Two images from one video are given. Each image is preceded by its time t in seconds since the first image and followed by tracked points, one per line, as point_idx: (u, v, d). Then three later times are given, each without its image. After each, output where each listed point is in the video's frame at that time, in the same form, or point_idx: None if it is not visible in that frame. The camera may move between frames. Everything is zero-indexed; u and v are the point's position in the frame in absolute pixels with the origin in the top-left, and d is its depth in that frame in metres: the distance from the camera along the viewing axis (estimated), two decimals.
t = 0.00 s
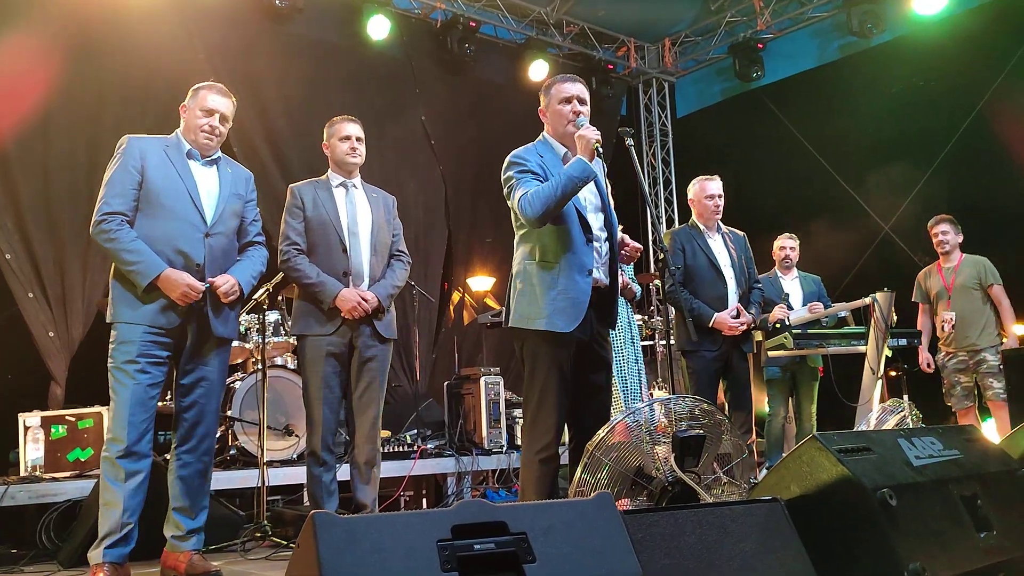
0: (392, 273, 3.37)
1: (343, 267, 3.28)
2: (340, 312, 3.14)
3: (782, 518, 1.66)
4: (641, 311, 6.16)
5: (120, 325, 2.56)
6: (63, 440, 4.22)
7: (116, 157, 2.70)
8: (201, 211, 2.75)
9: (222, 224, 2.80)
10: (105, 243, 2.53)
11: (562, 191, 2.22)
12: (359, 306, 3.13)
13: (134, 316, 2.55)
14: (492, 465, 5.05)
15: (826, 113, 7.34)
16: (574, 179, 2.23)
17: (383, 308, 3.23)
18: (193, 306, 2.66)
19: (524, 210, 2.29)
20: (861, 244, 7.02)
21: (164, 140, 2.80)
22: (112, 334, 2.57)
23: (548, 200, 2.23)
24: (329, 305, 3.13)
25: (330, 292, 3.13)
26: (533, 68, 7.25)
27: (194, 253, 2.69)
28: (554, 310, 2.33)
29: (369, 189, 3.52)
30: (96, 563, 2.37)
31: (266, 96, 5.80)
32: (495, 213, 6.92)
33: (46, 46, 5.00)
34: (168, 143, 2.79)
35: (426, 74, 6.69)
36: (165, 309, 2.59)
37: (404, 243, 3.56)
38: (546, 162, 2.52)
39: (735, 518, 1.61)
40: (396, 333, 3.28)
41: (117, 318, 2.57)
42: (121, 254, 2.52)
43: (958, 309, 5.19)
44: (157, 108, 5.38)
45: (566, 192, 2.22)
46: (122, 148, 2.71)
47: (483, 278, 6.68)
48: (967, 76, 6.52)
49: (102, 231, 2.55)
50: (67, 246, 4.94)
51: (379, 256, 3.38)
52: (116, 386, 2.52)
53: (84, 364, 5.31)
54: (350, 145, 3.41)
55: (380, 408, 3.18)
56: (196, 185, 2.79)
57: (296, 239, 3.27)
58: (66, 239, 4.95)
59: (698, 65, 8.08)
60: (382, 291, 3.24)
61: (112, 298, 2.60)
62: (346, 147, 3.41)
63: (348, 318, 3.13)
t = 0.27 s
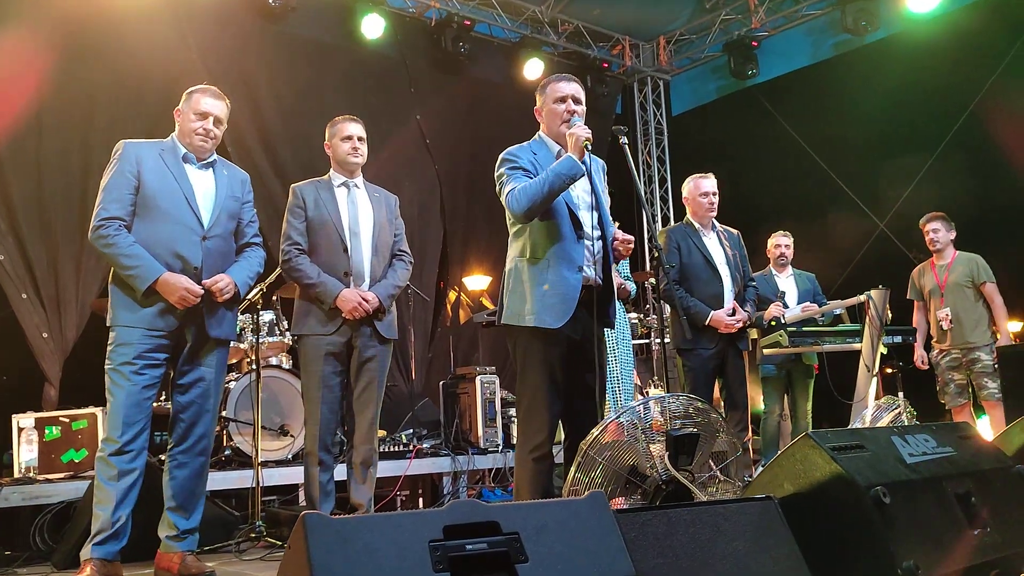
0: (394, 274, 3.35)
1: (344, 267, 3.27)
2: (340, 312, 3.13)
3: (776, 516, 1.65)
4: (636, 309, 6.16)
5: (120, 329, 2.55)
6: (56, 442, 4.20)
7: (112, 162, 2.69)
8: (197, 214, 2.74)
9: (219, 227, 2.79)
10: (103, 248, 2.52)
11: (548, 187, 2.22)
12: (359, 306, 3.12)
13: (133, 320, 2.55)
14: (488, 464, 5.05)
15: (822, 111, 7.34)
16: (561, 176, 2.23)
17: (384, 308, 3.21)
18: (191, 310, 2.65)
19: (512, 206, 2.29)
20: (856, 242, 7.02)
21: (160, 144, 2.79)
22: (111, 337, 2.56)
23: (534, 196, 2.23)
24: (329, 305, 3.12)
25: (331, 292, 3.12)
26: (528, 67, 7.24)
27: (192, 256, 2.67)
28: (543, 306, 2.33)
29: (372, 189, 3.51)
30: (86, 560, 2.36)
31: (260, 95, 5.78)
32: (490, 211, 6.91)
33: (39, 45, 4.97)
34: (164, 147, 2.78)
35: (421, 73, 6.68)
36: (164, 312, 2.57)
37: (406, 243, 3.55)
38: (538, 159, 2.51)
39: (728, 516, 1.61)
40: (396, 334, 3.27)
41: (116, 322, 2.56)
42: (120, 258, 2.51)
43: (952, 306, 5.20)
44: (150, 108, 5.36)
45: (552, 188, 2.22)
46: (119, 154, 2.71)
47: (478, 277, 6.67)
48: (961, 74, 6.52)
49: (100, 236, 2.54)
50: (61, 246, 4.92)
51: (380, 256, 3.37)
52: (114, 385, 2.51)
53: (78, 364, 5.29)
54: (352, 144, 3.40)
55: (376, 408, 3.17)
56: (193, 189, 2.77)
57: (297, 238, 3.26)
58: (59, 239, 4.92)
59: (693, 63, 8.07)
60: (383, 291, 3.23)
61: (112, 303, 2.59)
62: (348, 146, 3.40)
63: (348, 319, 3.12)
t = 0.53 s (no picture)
0: (393, 275, 3.34)
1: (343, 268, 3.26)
2: (338, 314, 3.12)
3: (769, 515, 1.65)
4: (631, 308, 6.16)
5: (117, 329, 2.54)
6: (51, 443, 4.19)
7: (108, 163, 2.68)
8: (194, 214, 2.73)
9: (215, 226, 2.79)
10: (101, 247, 2.51)
11: (542, 183, 2.22)
12: (358, 308, 3.11)
13: (131, 319, 2.54)
14: (484, 464, 5.04)
15: (816, 109, 7.35)
16: (556, 172, 2.22)
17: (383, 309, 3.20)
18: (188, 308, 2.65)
19: (505, 202, 2.29)
20: (851, 240, 7.03)
21: (155, 147, 2.78)
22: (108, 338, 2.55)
23: (529, 192, 2.22)
24: (328, 307, 3.11)
25: (330, 292, 3.11)
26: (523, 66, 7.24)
27: (189, 255, 2.67)
28: (536, 303, 2.33)
29: (373, 190, 3.50)
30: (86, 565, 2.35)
31: (254, 95, 5.77)
32: (485, 211, 6.91)
33: (32, 46, 4.95)
34: (159, 150, 2.77)
35: (415, 73, 6.67)
36: (163, 310, 2.57)
37: (408, 244, 3.54)
38: (531, 158, 2.51)
39: (721, 515, 1.61)
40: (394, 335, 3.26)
41: (113, 321, 2.55)
42: (117, 257, 2.50)
43: (946, 304, 5.22)
44: (144, 108, 5.34)
45: (546, 184, 2.22)
46: (115, 155, 2.70)
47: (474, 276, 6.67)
48: (955, 72, 6.54)
49: (97, 237, 2.53)
50: (54, 247, 4.91)
51: (380, 257, 3.36)
52: (110, 388, 2.49)
53: (72, 366, 5.27)
54: (353, 145, 3.39)
55: (373, 408, 3.17)
56: (189, 190, 2.77)
57: (297, 239, 3.26)
58: (53, 240, 4.91)
59: (687, 62, 8.07)
60: (382, 292, 3.22)
61: (109, 303, 2.58)
62: (348, 147, 3.39)
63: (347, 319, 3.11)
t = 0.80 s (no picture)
0: (388, 274, 3.32)
1: (337, 267, 3.25)
2: (332, 312, 3.11)
3: (763, 512, 1.65)
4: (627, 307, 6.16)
5: (112, 328, 2.53)
6: (45, 444, 4.17)
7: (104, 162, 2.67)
8: (190, 213, 2.72)
9: (210, 226, 2.78)
10: (96, 246, 2.50)
11: (538, 180, 2.21)
12: (352, 306, 3.10)
13: (126, 318, 2.52)
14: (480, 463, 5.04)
15: (811, 108, 7.35)
16: (552, 170, 2.22)
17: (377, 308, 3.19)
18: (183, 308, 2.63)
19: (501, 199, 2.27)
20: (846, 238, 7.04)
21: (150, 147, 2.76)
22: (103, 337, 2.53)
23: (525, 189, 2.21)
24: (321, 305, 3.10)
25: (323, 291, 3.10)
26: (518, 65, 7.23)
27: (185, 254, 2.66)
28: (530, 301, 2.32)
29: (369, 189, 3.49)
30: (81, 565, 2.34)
31: (249, 94, 5.75)
32: (481, 210, 6.90)
33: (25, 45, 4.93)
34: (155, 150, 2.76)
35: (410, 72, 6.66)
36: (158, 309, 2.56)
37: (405, 244, 3.52)
38: (524, 155, 2.50)
39: (715, 513, 1.60)
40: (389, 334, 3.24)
41: (107, 320, 2.54)
42: (113, 256, 2.49)
43: (941, 302, 5.22)
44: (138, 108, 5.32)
45: (544, 181, 2.21)
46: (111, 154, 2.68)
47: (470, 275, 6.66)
48: (950, 70, 6.54)
49: (93, 235, 2.51)
50: (48, 248, 4.89)
51: (375, 256, 3.35)
52: (106, 388, 2.49)
53: (67, 366, 5.26)
54: (348, 145, 3.39)
55: (368, 408, 3.15)
56: (184, 189, 2.76)
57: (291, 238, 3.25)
58: (47, 240, 4.89)
59: (683, 61, 8.07)
60: (376, 291, 3.21)
61: (103, 303, 2.56)
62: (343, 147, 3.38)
63: (341, 318, 3.10)
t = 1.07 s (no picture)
0: (383, 272, 3.33)
1: (331, 265, 3.24)
2: (327, 311, 3.11)
3: (762, 512, 1.65)
4: (625, 307, 6.16)
5: (110, 328, 2.52)
6: (42, 445, 4.16)
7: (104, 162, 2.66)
8: (189, 215, 2.72)
9: (209, 228, 2.78)
10: (95, 247, 2.49)
11: (540, 178, 2.21)
12: (348, 305, 3.10)
13: (124, 320, 2.52)
14: (479, 463, 5.03)
15: (809, 107, 7.36)
16: (551, 167, 2.23)
17: (373, 307, 3.19)
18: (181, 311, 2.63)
19: (500, 196, 2.26)
20: (844, 237, 7.05)
21: (151, 146, 2.76)
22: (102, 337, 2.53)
23: (528, 187, 2.21)
24: (317, 304, 3.10)
25: (319, 290, 3.10)
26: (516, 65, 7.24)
27: (183, 257, 2.65)
28: (529, 300, 2.32)
29: (361, 188, 3.50)
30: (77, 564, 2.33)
31: (246, 94, 5.75)
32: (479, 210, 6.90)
33: (22, 45, 4.92)
34: (155, 150, 2.76)
35: (408, 71, 6.66)
36: (155, 312, 2.55)
37: (397, 243, 3.53)
38: (518, 154, 2.50)
39: (715, 512, 1.60)
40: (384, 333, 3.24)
41: (106, 322, 2.53)
42: (111, 259, 2.49)
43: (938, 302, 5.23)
44: (135, 107, 5.31)
45: (545, 179, 2.22)
46: (111, 153, 2.68)
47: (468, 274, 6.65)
48: (947, 69, 6.55)
49: (91, 236, 2.50)
50: (46, 248, 4.88)
51: (369, 255, 3.35)
52: (105, 388, 2.48)
53: (64, 366, 5.25)
54: (342, 145, 3.38)
55: (365, 408, 3.15)
56: (184, 190, 2.75)
57: (285, 236, 3.24)
58: (44, 240, 4.88)
59: (680, 60, 8.08)
60: (372, 289, 3.21)
61: (102, 303, 2.56)
62: (337, 147, 3.38)
63: (336, 317, 3.10)
